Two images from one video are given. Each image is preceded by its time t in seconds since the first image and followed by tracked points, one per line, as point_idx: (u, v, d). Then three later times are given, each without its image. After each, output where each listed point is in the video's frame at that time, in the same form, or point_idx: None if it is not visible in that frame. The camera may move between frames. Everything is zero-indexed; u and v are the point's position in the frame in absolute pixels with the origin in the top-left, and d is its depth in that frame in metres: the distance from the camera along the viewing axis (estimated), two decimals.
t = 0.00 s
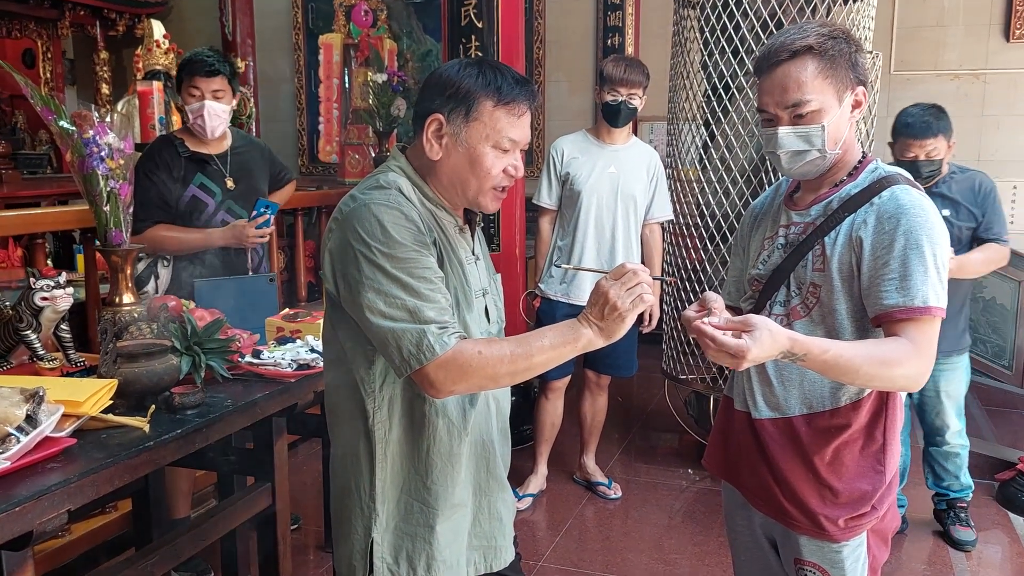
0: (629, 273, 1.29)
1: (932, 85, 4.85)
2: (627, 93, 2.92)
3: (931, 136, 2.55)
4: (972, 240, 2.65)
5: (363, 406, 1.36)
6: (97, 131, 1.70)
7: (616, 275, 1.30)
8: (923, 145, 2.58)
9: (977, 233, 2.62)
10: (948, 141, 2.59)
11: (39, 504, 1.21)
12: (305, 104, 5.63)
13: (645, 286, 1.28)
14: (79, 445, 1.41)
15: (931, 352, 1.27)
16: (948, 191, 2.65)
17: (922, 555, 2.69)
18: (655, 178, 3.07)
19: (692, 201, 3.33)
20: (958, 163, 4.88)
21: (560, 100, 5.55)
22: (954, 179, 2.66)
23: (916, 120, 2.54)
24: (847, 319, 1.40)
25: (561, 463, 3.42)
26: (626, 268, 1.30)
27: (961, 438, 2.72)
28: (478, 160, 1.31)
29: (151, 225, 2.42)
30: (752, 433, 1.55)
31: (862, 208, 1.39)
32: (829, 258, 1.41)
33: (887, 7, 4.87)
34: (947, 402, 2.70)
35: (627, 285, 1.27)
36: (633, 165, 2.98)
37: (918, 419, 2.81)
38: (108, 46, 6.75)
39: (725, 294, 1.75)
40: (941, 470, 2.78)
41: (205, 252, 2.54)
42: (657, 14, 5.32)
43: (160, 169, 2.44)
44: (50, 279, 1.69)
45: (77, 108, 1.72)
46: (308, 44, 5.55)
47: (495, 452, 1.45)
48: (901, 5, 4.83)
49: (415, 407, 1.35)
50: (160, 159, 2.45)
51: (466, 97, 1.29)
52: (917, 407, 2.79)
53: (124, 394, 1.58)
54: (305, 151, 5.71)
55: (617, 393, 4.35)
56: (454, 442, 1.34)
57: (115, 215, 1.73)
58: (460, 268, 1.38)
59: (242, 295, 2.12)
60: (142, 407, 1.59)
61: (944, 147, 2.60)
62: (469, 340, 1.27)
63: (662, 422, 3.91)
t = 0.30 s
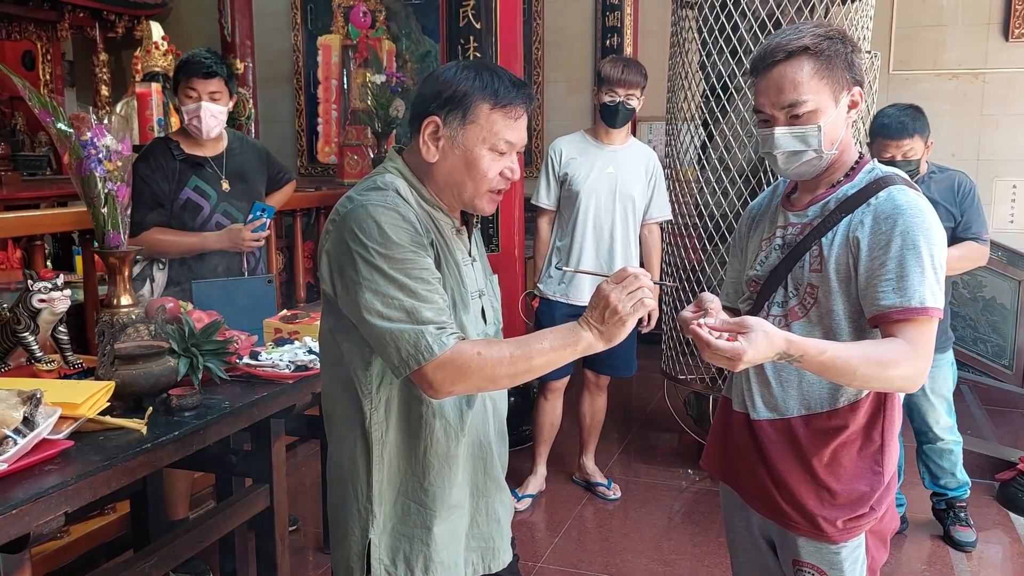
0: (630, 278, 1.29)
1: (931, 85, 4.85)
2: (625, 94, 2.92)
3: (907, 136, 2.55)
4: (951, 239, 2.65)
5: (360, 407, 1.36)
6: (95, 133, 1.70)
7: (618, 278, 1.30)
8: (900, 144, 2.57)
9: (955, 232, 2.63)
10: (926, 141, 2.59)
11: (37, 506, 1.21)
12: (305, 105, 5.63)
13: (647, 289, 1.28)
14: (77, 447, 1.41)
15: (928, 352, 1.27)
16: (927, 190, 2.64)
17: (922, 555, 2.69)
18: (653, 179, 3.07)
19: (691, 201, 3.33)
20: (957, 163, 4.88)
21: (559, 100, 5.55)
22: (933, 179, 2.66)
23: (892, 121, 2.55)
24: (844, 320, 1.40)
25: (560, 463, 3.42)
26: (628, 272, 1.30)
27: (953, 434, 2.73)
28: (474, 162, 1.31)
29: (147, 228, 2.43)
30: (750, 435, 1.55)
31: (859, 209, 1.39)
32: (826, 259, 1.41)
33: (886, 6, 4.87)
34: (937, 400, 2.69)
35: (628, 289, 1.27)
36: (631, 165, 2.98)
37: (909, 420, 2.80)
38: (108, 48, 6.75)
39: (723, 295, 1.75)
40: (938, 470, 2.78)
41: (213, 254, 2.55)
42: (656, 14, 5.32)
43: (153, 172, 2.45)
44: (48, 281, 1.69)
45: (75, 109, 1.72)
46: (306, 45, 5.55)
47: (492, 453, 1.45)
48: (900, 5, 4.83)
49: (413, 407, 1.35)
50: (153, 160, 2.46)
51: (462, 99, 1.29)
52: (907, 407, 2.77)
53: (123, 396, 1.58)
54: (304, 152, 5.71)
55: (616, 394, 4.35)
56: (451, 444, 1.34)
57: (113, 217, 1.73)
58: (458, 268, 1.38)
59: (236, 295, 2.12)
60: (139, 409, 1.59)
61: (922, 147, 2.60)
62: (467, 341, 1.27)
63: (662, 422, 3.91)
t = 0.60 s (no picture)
0: (629, 276, 1.28)
1: (931, 83, 4.84)
2: (623, 94, 2.92)
3: (907, 138, 2.56)
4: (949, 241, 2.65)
5: (359, 407, 1.35)
6: (92, 134, 1.70)
7: (616, 277, 1.30)
8: (900, 147, 2.58)
9: (954, 234, 2.62)
10: (926, 143, 2.59)
11: (34, 509, 1.21)
12: (303, 105, 5.62)
13: (645, 289, 1.28)
14: (75, 449, 1.41)
15: (927, 351, 1.27)
16: (926, 192, 2.64)
17: (922, 555, 2.69)
18: (652, 178, 3.07)
19: (690, 200, 3.33)
20: (957, 161, 4.88)
21: (558, 100, 5.55)
22: (932, 182, 2.66)
23: (892, 121, 2.55)
24: (842, 319, 1.40)
25: (560, 464, 3.42)
26: (627, 270, 1.29)
27: (950, 431, 2.73)
28: (471, 162, 1.30)
29: (147, 230, 2.41)
30: (749, 435, 1.55)
31: (857, 207, 1.38)
32: (824, 259, 1.41)
33: (885, 5, 4.86)
34: (932, 400, 2.69)
35: (627, 289, 1.27)
36: (630, 165, 2.98)
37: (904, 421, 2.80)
38: (107, 49, 6.75)
39: (721, 295, 1.75)
40: (937, 470, 2.77)
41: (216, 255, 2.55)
42: (655, 13, 5.31)
43: (153, 173, 2.44)
44: (45, 283, 1.69)
45: (72, 111, 1.72)
46: (305, 45, 5.54)
47: (490, 452, 1.45)
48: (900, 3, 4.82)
49: (411, 407, 1.35)
50: (152, 162, 2.45)
51: (457, 99, 1.29)
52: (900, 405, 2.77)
53: (121, 398, 1.58)
54: (304, 152, 5.70)
55: (616, 393, 4.34)
56: (449, 444, 1.34)
57: (111, 218, 1.73)
58: (456, 267, 1.37)
59: (236, 296, 2.14)
60: (137, 411, 1.59)
61: (922, 149, 2.60)
62: (466, 340, 1.27)
63: (662, 422, 3.90)
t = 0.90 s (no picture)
0: (626, 276, 1.28)
1: (930, 81, 4.84)
2: (622, 94, 2.92)
3: (908, 137, 2.55)
4: (951, 239, 2.65)
5: (356, 407, 1.35)
6: (89, 134, 1.69)
7: (613, 277, 1.29)
8: (901, 146, 2.57)
9: (956, 232, 2.62)
10: (927, 141, 2.58)
11: (32, 510, 1.21)
12: (302, 106, 5.61)
13: (643, 290, 1.28)
14: (72, 450, 1.40)
15: (924, 350, 1.27)
16: (927, 190, 2.64)
17: (922, 553, 2.69)
18: (651, 178, 3.07)
19: (689, 199, 3.33)
20: (956, 159, 4.88)
21: (557, 99, 5.55)
22: (933, 178, 2.66)
23: (893, 121, 2.55)
24: (841, 318, 1.40)
25: (560, 463, 3.41)
26: (624, 270, 1.29)
27: (951, 430, 2.72)
28: (469, 160, 1.30)
29: (148, 229, 2.41)
30: (748, 433, 1.55)
31: (855, 206, 1.38)
32: (823, 258, 1.40)
33: (884, 3, 4.86)
34: (935, 398, 2.69)
35: (624, 288, 1.27)
36: (629, 165, 2.98)
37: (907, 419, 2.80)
38: (104, 49, 6.74)
39: (720, 294, 1.75)
40: (939, 469, 2.77)
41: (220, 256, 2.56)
42: (654, 12, 5.31)
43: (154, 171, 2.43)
44: (43, 283, 1.68)
45: (69, 111, 1.72)
46: (303, 45, 5.54)
47: (488, 453, 1.45)
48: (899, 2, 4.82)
49: (409, 407, 1.34)
50: (154, 161, 2.44)
51: (455, 98, 1.29)
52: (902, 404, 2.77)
53: (118, 398, 1.58)
54: (302, 153, 5.69)
55: (615, 393, 4.34)
56: (447, 444, 1.34)
57: (108, 218, 1.72)
58: (453, 267, 1.37)
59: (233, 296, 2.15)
60: (135, 411, 1.59)
61: (923, 147, 2.59)
62: (463, 340, 1.26)
63: (661, 421, 3.90)
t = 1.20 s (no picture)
0: (622, 275, 1.28)
1: (928, 79, 4.85)
2: (622, 93, 2.91)
3: (906, 135, 2.55)
4: (951, 235, 2.65)
5: (352, 406, 1.35)
6: (84, 134, 1.68)
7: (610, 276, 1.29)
8: (899, 143, 2.57)
9: (955, 228, 2.63)
10: (925, 139, 2.58)
11: (28, 511, 1.20)
12: (299, 105, 5.60)
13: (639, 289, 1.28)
14: (68, 450, 1.40)
15: (921, 348, 1.26)
16: (926, 187, 2.63)
17: (920, 551, 2.69)
18: (650, 176, 3.06)
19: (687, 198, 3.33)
20: (954, 158, 4.88)
21: (555, 98, 5.54)
22: (931, 176, 2.65)
23: (891, 120, 2.54)
24: (838, 317, 1.40)
25: (558, 462, 3.41)
26: (620, 269, 1.29)
27: (950, 428, 2.72)
28: (465, 159, 1.30)
29: (162, 225, 2.41)
30: (745, 432, 1.55)
31: (852, 205, 1.38)
32: (819, 256, 1.40)
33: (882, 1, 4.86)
34: (935, 396, 2.70)
35: (620, 287, 1.26)
36: (628, 163, 2.98)
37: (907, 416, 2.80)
38: (101, 48, 6.73)
39: (717, 293, 1.74)
40: (937, 467, 2.77)
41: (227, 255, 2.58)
42: (651, 11, 5.30)
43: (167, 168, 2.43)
44: (39, 283, 1.68)
45: (65, 111, 1.71)
46: (300, 44, 5.53)
47: (485, 452, 1.45)
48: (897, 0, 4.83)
49: (405, 406, 1.34)
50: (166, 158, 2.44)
51: (451, 96, 1.28)
52: (902, 402, 2.76)
53: (115, 399, 1.57)
54: (299, 152, 5.68)
55: (613, 392, 4.34)
56: (443, 444, 1.34)
57: (104, 219, 1.73)
58: (450, 266, 1.37)
59: (232, 295, 2.16)
60: (131, 411, 1.58)
61: (921, 145, 2.59)
62: (459, 339, 1.26)
63: (659, 420, 3.90)
